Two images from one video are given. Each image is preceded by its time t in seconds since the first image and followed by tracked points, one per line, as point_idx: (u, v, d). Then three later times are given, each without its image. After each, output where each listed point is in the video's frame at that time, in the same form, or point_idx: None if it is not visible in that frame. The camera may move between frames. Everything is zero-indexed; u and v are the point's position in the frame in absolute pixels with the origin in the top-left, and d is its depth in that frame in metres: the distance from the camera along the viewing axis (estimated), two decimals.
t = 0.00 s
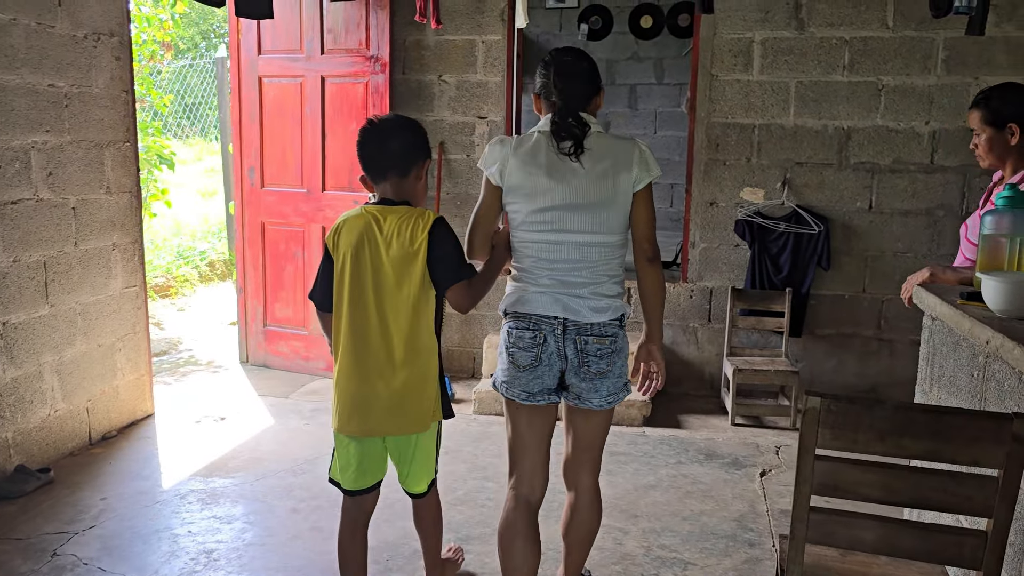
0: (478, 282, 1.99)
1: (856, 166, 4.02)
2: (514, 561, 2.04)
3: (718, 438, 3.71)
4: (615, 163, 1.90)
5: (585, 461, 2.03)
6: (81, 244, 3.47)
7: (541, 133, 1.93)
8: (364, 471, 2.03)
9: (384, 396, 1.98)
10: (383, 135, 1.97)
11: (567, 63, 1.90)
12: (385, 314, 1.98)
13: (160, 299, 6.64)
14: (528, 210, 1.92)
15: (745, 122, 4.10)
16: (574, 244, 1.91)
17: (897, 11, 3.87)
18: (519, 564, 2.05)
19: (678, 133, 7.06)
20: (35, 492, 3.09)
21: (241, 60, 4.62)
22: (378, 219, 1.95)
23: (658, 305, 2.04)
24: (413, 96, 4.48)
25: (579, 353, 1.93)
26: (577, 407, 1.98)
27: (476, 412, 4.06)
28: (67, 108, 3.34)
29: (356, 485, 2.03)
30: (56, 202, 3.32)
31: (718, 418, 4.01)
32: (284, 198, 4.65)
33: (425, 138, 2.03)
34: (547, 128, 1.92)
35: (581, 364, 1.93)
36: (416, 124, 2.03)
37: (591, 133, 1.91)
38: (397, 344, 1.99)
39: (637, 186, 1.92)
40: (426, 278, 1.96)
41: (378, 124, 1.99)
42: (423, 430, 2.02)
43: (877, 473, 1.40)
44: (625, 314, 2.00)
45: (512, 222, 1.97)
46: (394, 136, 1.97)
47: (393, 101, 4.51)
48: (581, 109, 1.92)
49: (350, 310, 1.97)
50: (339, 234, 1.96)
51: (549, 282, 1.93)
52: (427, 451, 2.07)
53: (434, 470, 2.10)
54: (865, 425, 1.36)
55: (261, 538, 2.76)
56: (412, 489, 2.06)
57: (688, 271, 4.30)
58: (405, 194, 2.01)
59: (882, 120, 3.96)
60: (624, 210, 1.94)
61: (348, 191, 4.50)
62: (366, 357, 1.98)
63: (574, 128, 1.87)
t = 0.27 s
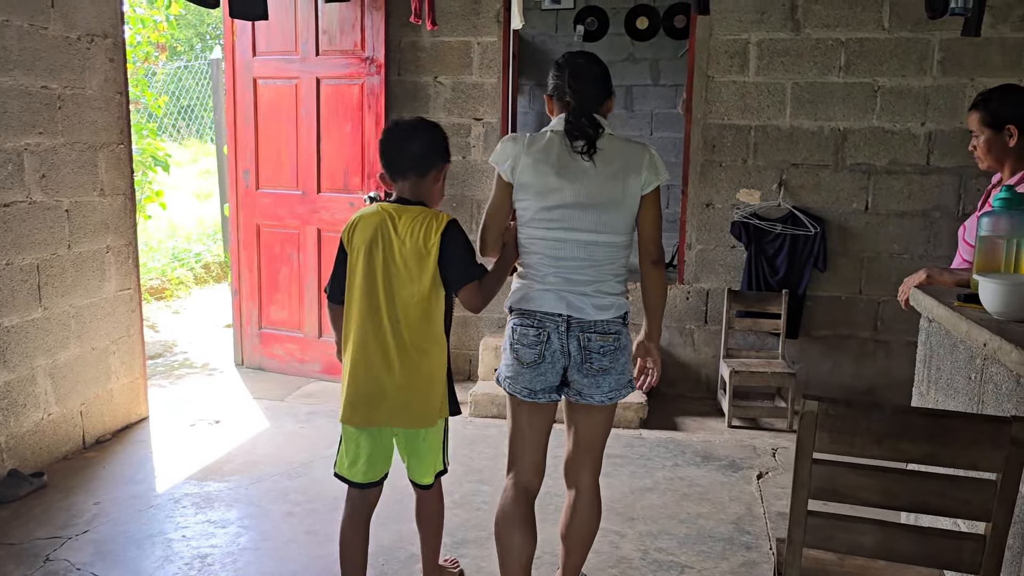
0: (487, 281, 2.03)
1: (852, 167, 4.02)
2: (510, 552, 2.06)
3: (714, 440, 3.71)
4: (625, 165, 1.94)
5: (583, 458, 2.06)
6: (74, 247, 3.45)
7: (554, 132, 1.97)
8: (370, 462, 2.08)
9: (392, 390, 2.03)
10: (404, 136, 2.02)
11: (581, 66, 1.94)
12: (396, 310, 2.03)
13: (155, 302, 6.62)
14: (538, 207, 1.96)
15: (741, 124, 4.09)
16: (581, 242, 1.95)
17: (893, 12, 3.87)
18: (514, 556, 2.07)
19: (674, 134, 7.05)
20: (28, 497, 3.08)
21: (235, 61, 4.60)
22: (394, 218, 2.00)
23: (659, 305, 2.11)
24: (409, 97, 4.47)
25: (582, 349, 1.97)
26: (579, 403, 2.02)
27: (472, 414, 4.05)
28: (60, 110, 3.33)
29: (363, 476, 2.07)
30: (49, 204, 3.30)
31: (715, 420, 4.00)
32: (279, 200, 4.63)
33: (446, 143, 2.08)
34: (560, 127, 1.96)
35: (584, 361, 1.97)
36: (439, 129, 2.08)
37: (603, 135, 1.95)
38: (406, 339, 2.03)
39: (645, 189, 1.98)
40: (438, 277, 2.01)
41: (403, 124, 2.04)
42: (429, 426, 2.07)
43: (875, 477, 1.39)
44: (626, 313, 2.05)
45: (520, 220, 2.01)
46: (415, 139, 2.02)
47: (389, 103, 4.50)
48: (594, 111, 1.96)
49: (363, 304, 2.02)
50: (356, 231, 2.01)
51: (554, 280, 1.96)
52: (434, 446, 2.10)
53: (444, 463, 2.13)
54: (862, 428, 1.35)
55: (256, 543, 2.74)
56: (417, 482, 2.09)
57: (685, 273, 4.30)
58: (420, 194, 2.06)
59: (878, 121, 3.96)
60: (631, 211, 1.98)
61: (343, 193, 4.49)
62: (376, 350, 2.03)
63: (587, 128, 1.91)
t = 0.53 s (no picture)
0: (495, 279, 2.07)
1: (847, 168, 4.02)
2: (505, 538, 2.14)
3: (710, 442, 3.70)
4: (635, 169, 1.98)
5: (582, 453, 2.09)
6: (66, 250, 3.43)
7: (567, 133, 2.01)
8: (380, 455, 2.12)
9: (401, 384, 2.07)
10: (424, 136, 2.06)
11: (595, 70, 1.98)
12: (406, 304, 2.07)
13: (148, 305, 6.58)
14: (545, 204, 1.99)
15: (735, 125, 4.09)
16: (584, 241, 1.98)
17: (887, 13, 3.87)
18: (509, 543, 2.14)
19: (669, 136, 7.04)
20: (19, 502, 3.05)
21: (229, 63, 4.58)
22: (405, 215, 2.04)
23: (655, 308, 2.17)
24: (403, 99, 4.46)
25: (580, 347, 2.00)
26: (575, 400, 2.05)
27: (467, 417, 4.04)
28: (52, 112, 3.30)
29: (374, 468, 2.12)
30: (40, 207, 3.28)
31: (710, 422, 4.00)
32: (273, 202, 4.61)
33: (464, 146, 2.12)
34: (573, 128, 2.00)
35: (580, 359, 2.01)
36: (457, 131, 2.11)
37: (615, 139, 1.99)
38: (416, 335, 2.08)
39: (652, 194, 2.01)
40: (448, 274, 2.05)
41: (423, 125, 2.08)
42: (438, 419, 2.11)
43: (872, 481, 1.38)
44: (626, 313, 2.08)
45: (527, 217, 2.05)
46: (432, 139, 2.06)
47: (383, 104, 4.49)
48: (606, 115, 2.00)
49: (374, 300, 2.06)
50: (368, 227, 2.05)
51: (554, 278, 2.00)
52: (443, 440, 2.13)
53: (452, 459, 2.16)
54: (859, 433, 1.34)
55: (249, 548, 2.72)
56: (425, 475, 2.12)
57: (679, 275, 4.29)
58: (434, 192, 2.10)
59: (873, 122, 3.96)
60: (637, 214, 2.01)
61: (337, 196, 4.48)
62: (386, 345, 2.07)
63: (600, 130, 1.95)
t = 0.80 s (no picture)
0: (499, 277, 2.14)
1: (842, 170, 4.02)
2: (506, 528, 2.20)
3: (706, 444, 3.69)
4: (636, 173, 2.01)
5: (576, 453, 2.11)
6: (59, 254, 3.41)
7: (572, 134, 2.05)
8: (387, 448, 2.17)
9: (405, 379, 2.11)
10: (428, 138, 2.11)
11: (601, 75, 2.01)
12: (411, 301, 2.12)
13: (142, 307, 6.55)
14: (546, 203, 2.05)
15: (730, 127, 4.09)
16: (582, 241, 2.03)
17: (881, 15, 3.87)
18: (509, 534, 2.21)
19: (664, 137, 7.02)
20: (11, 507, 3.03)
21: (223, 66, 4.57)
22: (410, 214, 2.10)
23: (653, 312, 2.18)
24: (397, 101, 4.45)
25: (574, 346, 2.05)
26: (569, 397, 2.10)
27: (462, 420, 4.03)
28: (44, 115, 3.29)
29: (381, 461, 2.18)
30: (33, 210, 3.26)
31: (706, 424, 3.99)
32: (267, 205, 4.59)
33: (468, 147, 2.17)
34: (578, 131, 2.04)
35: (574, 357, 2.06)
36: (461, 133, 2.16)
37: (619, 142, 2.03)
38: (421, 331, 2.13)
39: (652, 198, 2.04)
40: (452, 272, 2.10)
41: (427, 127, 2.14)
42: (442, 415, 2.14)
43: (868, 485, 1.37)
44: (624, 314, 2.11)
45: (529, 215, 2.11)
46: (437, 141, 2.11)
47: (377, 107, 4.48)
48: (612, 119, 2.03)
49: (380, 297, 2.11)
50: (375, 226, 2.12)
51: (551, 277, 2.05)
52: (447, 437, 2.16)
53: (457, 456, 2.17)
54: (856, 436, 1.34)
55: (243, 552, 2.71)
56: (428, 472, 2.14)
57: (675, 277, 4.29)
58: (439, 192, 2.14)
59: (868, 124, 3.96)
60: (636, 217, 2.05)
61: (332, 198, 4.47)
62: (391, 341, 2.12)
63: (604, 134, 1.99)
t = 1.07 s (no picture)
0: (500, 276, 2.21)
1: (838, 171, 4.02)
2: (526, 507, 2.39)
3: (702, 446, 3.69)
4: (633, 174, 2.06)
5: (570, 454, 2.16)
6: (53, 256, 3.39)
7: (572, 138, 2.11)
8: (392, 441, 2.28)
9: (408, 374, 2.20)
10: (432, 142, 2.21)
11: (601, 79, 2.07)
12: (413, 300, 2.21)
13: (137, 310, 6.53)
14: (545, 204, 2.11)
15: (726, 128, 4.09)
16: (578, 241, 2.08)
17: (876, 16, 3.87)
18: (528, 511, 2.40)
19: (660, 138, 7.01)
20: (5, 511, 3.02)
21: (217, 67, 4.56)
22: (413, 216, 2.19)
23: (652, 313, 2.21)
24: (393, 103, 4.44)
25: (569, 344, 2.10)
26: (566, 395, 2.16)
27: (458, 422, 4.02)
28: (37, 117, 3.27)
29: (385, 452, 2.30)
30: (26, 213, 3.25)
31: (703, 425, 3.99)
32: (262, 207, 4.58)
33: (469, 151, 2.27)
34: (578, 134, 2.10)
35: (569, 355, 2.11)
36: (462, 137, 2.26)
37: (617, 144, 2.07)
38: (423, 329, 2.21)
39: (649, 199, 2.08)
40: (453, 271, 2.19)
41: (430, 132, 2.23)
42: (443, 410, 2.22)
43: (866, 488, 1.37)
44: (622, 313, 2.14)
45: (529, 216, 2.17)
46: (440, 145, 2.20)
47: (372, 108, 4.47)
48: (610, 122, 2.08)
49: (384, 295, 2.21)
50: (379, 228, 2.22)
51: (548, 277, 2.11)
52: (446, 432, 2.24)
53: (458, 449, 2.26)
54: (852, 439, 1.34)
55: (238, 556, 2.70)
56: (424, 466, 2.22)
57: (671, 278, 4.29)
58: (442, 194, 2.24)
59: (863, 125, 3.96)
60: (632, 217, 2.09)
61: (327, 200, 4.46)
62: (395, 337, 2.22)
63: (603, 136, 2.04)
